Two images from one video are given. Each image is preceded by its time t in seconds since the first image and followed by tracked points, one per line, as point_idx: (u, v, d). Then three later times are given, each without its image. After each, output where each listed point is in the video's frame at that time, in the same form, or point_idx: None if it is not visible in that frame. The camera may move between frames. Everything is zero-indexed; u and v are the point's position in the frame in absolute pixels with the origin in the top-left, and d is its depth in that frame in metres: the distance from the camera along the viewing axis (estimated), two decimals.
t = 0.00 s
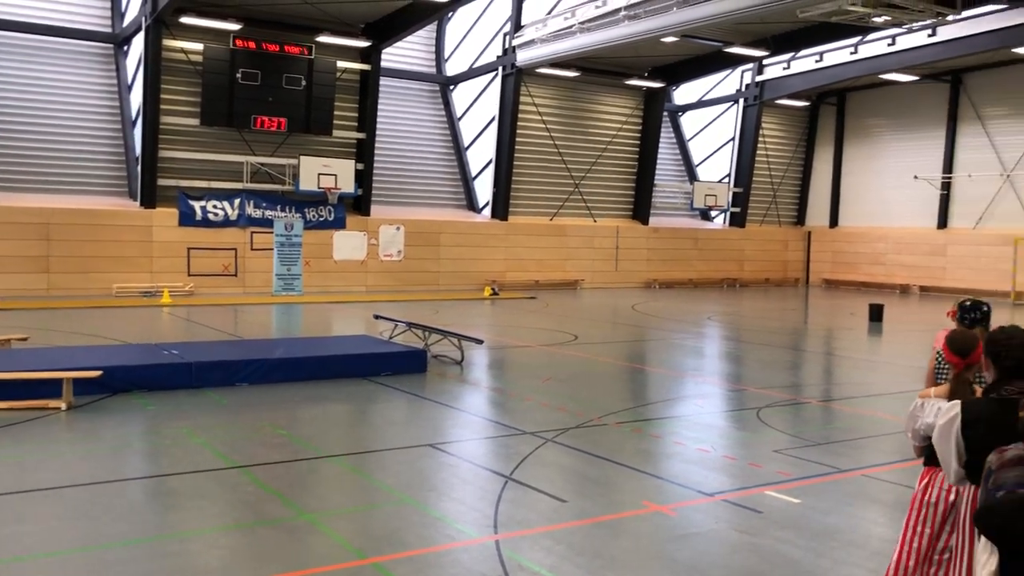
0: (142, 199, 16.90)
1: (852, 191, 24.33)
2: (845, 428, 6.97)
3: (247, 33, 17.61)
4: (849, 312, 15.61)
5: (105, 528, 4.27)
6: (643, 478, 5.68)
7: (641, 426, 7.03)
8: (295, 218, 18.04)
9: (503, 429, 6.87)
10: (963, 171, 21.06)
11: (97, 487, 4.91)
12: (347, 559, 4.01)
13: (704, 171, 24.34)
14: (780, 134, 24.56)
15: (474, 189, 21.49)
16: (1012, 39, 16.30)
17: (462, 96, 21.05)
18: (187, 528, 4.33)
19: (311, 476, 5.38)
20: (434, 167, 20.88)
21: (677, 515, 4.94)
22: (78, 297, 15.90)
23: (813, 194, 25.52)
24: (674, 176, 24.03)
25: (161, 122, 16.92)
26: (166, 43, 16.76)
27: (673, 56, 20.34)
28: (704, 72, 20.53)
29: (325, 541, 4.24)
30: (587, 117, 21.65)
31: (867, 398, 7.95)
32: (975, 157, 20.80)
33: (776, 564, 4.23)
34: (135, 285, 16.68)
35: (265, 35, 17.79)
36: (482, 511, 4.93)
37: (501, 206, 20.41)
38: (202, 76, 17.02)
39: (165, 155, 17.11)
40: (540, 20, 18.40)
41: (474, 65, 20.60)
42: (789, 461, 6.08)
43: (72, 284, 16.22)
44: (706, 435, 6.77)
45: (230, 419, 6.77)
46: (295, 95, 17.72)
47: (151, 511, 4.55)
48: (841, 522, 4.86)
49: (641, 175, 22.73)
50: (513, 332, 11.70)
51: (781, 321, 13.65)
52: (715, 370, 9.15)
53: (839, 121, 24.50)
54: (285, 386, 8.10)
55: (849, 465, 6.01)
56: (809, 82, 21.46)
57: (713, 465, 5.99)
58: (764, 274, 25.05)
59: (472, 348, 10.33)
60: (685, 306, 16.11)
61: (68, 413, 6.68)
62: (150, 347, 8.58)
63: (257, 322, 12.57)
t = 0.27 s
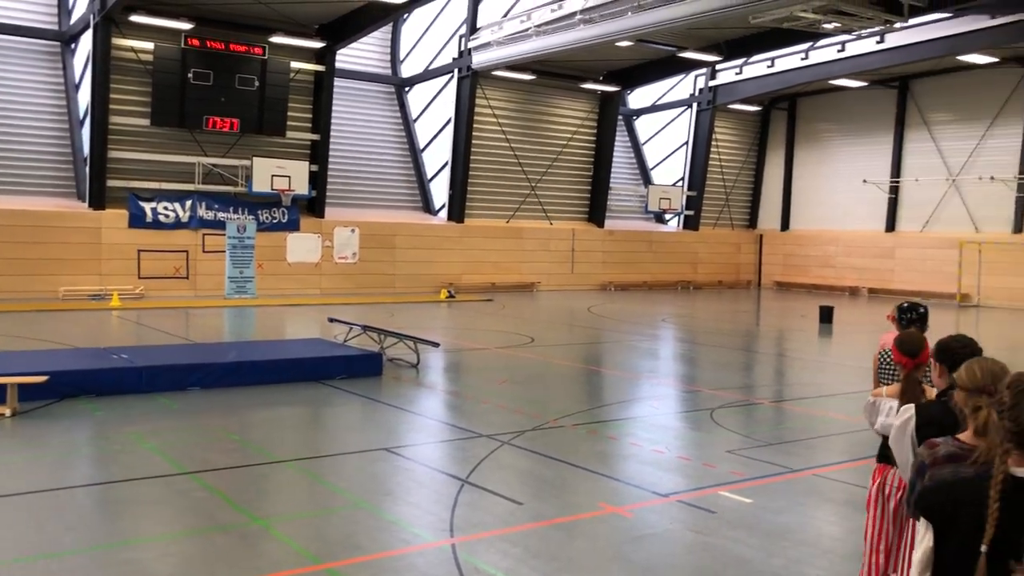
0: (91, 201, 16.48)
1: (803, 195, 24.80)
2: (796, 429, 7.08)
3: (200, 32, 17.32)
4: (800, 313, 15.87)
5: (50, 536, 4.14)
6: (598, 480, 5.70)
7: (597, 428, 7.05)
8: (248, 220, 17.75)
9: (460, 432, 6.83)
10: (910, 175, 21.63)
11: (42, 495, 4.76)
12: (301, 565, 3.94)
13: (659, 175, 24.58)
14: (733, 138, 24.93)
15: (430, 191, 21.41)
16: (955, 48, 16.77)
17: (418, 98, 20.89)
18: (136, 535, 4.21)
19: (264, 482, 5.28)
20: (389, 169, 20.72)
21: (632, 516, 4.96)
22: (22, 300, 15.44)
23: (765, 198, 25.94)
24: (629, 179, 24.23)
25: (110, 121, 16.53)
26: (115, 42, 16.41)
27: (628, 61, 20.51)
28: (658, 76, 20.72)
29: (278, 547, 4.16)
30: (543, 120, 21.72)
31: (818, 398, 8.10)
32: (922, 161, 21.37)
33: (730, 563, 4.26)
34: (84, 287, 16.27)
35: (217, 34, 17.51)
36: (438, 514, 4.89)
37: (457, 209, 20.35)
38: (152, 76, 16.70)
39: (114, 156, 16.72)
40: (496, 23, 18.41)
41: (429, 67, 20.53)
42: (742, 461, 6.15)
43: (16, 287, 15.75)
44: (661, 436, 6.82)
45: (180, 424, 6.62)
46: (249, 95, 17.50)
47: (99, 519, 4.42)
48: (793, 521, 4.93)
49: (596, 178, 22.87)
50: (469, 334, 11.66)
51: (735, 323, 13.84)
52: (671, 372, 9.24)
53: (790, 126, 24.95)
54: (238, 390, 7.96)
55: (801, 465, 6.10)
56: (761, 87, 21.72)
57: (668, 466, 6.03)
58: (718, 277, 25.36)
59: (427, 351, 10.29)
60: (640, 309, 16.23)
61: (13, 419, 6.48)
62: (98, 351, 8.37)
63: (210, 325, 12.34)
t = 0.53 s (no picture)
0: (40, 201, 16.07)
1: (757, 199, 25.18)
2: (751, 430, 7.18)
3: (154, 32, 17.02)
4: (755, 316, 16.10)
5: None
6: (557, 482, 5.70)
7: (555, 431, 7.06)
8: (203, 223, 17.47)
9: (418, 436, 6.79)
10: (862, 180, 22.13)
11: None
12: (255, 571, 3.88)
13: (617, 179, 24.77)
14: (689, 143, 25.23)
15: (388, 193, 21.28)
16: (904, 56, 17.19)
17: (377, 99, 20.73)
18: (86, 543, 4.11)
19: (219, 487, 5.19)
20: (347, 171, 20.53)
21: (590, 519, 4.97)
22: None
23: (721, 202, 26.29)
24: (587, 183, 24.37)
25: (60, 121, 16.12)
26: (66, 40, 16.01)
27: (586, 65, 20.63)
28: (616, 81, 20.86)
29: (232, 553, 4.09)
30: (502, 124, 21.74)
31: (773, 399, 8.23)
32: (873, 166, 21.86)
33: (687, 565, 4.29)
34: (33, 290, 15.86)
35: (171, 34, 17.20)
36: (395, 519, 4.85)
37: (416, 212, 20.26)
38: (103, 75, 16.32)
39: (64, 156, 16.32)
40: (455, 26, 18.39)
41: (388, 69, 20.42)
42: (698, 463, 6.21)
43: None
44: (618, 438, 6.86)
45: (133, 430, 6.47)
46: (204, 96, 17.19)
47: (47, 527, 4.30)
48: (749, 522, 4.98)
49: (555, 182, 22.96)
50: (428, 337, 11.61)
51: (691, 325, 13.99)
52: (628, 374, 9.31)
53: (745, 131, 25.34)
54: (193, 395, 7.82)
55: (755, 466, 6.19)
56: (717, 93, 22.05)
57: (626, 468, 6.06)
58: (675, 280, 25.59)
59: (385, 355, 10.23)
60: (598, 311, 16.32)
61: None
62: (47, 355, 8.15)
63: (164, 329, 12.11)
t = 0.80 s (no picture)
0: None
1: (717, 202, 25.47)
2: (711, 431, 7.24)
3: (110, 29, 16.70)
4: (715, 318, 16.25)
5: None
6: (517, 484, 5.69)
7: (516, 433, 7.05)
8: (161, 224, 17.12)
9: (378, 439, 6.73)
10: (820, 184, 22.52)
11: None
12: None
13: (578, 181, 24.85)
14: (650, 146, 25.45)
15: (349, 194, 21.11)
16: (860, 62, 17.52)
17: (337, 100, 20.58)
18: (35, 551, 3.99)
19: (175, 492, 5.09)
20: (308, 172, 20.30)
21: (550, 521, 4.97)
22: None
23: (681, 205, 26.54)
24: (549, 185, 24.41)
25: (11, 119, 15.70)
26: (18, 36, 15.61)
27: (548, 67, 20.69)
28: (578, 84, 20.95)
29: (187, 559, 4.01)
30: (463, 125, 21.71)
31: (731, 400, 8.32)
32: (831, 170, 22.24)
33: (647, 565, 4.31)
34: None
35: (127, 32, 16.89)
36: (355, 523, 4.79)
37: (377, 213, 20.11)
38: (57, 73, 15.94)
39: (16, 155, 15.90)
40: (416, 27, 18.33)
41: (349, 70, 20.28)
42: (658, 464, 6.24)
43: None
44: (579, 440, 6.87)
45: (86, 434, 6.32)
46: (161, 95, 16.91)
47: None
48: (708, 523, 5.02)
49: (517, 184, 22.97)
50: (389, 340, 11.52)
51: (652, 327, 14.08)
52: (590, 376, 9.34)
53: (705, 135, 25.61)
54: (149, 399, 7.66)
55: (714, 466, 6.24)
56: (678, 96, 22.28)
57: (587, 470, 6.07)
58: (636, 282, 25.73)
59: (345, 357, 10.13)
60: (560, 313, 16.35)
61: None
62: None
63: (119, 331, 11.85)
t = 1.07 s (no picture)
0: None
1: (680, 203, 25.68)
2: (675, 430, 7.29)
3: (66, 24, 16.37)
4: (679, 318, 16.36)
5: None
6: (481, 485, 5.68)
7: (481, 433, 7.03)
8: (120, 223, 16.87)
9: (342, 440, 6.67)
10: (782, 185, 22.82)
11: None
12: None
13: (543, 181, 24.89)
14: (614, 147, 25.59)
15: (312, 194, 20.91)
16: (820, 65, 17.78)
17: (300, 99, 20.38)
18: None
19: (133, 495, 4.99)
20: (270, 171, 20.07)
21: (514, 521, 4.96)
22: None
23: (644, 206, 26.72)
24: (514, 185, 24.40)
25: None
26: None
27: (513, 67, 20.70)
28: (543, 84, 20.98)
29: (144, 563, 3.92)
30: (427, 125, 21.64)
31: (695, 399, 8.38)
32: (792, 172, 22.54)
33: (611, 564, 4.32)
34: None
35: (85, 27, 16.57)
36: (317, 524, 4.74)
37: (340, 213, 19.94)
38: (11, 68, 15.55)
39: None
40: (380, 26, 18.23)
41: (312, 68, 20.11)
42: (622, 463, 6.27)
43: None
44: (544, 440, 6.87)
45: (41, 437, 6.18)
46: (120, 92, 16.61)
47: None
48: (671, 521, 5.05)
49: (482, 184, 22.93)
50: (354, 340, 11.42)
51: (617, 327, 14.13)
52: (555, 376, 9.34)
53: (668, 136, 25.81)
54: (107, 401, 7.50)
55: (678, 465, 6.28)
56: (641, 97, 22.44)
57: (550, 469, 6.07)
58: (600, 282, 25.81)
59: (308, 358, 10.02)
60: (525, 314, 16.34)
61: None
62: None
63: (75, 332, 11.60)
